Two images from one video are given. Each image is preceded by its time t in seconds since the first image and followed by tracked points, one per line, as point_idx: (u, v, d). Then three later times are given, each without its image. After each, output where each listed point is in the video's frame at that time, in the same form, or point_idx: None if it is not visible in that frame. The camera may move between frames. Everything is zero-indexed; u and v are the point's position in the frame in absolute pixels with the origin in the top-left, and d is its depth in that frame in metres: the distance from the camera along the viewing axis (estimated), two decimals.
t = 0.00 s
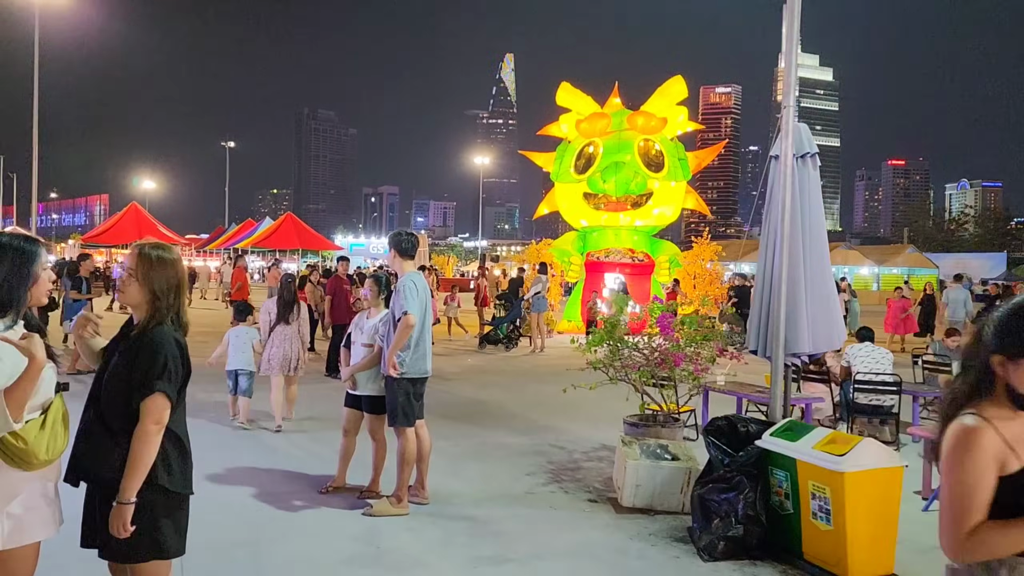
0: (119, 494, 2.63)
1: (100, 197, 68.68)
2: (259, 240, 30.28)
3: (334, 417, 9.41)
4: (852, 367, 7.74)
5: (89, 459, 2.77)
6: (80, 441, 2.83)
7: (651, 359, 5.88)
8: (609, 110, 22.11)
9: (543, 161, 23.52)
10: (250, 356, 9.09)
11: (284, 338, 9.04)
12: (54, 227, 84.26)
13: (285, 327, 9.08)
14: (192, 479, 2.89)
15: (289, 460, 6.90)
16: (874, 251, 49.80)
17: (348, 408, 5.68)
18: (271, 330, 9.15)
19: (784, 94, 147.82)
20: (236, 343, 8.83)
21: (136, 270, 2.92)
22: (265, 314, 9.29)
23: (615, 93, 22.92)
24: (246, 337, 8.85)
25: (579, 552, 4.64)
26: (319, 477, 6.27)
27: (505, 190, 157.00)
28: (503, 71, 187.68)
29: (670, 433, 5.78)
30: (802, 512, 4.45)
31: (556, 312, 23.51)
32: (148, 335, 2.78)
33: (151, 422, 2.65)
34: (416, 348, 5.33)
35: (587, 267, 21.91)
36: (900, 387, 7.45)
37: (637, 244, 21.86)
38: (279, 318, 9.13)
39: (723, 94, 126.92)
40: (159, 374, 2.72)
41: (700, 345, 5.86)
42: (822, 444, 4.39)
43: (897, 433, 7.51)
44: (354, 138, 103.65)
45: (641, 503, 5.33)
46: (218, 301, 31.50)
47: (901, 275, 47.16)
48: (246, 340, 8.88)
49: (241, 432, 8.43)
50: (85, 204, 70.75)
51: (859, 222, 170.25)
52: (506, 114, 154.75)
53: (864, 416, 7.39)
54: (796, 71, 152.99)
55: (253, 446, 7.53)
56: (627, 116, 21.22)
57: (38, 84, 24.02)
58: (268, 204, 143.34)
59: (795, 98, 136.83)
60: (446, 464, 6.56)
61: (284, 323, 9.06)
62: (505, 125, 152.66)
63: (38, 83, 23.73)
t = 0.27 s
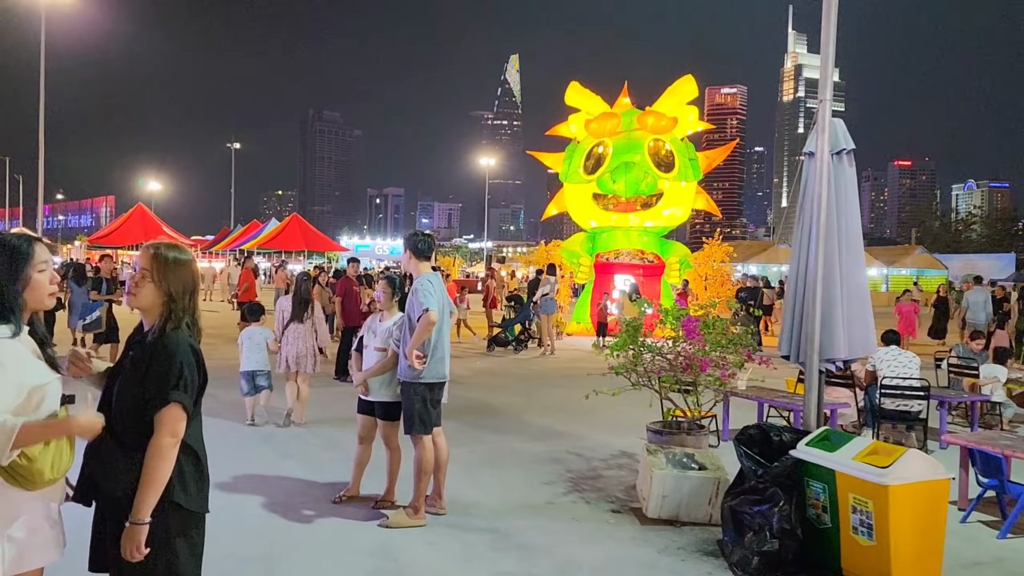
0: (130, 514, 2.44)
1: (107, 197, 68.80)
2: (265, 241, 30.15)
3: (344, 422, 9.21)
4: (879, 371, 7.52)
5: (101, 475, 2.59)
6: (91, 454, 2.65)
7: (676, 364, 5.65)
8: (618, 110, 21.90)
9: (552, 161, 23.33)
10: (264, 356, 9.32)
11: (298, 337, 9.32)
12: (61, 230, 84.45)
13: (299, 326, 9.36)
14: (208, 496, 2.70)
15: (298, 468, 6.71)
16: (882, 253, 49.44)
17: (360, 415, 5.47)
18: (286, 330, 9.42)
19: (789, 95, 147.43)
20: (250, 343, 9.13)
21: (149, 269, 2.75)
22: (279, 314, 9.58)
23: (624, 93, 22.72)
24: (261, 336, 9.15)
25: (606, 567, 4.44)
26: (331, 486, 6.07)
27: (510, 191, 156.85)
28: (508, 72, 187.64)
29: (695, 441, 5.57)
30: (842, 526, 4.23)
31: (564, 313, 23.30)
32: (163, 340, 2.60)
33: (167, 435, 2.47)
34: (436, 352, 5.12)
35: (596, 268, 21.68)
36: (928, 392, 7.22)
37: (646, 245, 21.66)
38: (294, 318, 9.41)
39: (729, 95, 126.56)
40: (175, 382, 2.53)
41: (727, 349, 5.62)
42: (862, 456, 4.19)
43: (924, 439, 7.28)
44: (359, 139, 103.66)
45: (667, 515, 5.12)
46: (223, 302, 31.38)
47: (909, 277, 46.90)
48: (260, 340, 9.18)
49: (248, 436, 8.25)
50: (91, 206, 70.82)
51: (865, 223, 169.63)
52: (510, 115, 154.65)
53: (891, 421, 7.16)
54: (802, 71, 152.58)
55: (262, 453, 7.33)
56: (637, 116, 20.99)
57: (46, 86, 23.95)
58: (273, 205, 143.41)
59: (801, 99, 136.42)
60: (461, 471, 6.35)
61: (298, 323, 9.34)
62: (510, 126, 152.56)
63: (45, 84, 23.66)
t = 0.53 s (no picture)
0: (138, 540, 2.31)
1: (111, 199, 68.75)
2: (269, 242, 29.96)
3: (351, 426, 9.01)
4: (903, 376, 7.28)
5: (101, 496, 2.44)
6: (90, 474, 2.49)
7: (695, 369, 5.44)
8: (626, 110, 21.69)
9: (559, 162, 23.12)
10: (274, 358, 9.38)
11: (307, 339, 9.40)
12: (66, 231, 84.45)
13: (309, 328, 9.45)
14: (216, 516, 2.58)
15: (304, 476, 6.51)
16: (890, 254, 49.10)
17: (369, 423, 5.28)
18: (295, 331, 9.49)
19: (794, 96, 146.97)
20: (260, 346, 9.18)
21: (154, 275, 2.60)
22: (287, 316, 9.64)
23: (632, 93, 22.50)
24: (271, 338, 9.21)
25: None
26: (338, 496, 5.87)
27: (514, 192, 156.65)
28: (512, 74, 187.57)
29: (717, 450, 5.37)
30: (876, 542, 4.03)
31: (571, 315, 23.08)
32: (169, 351, 2.46)
33: (174, 455, 2.34)
34: (448, 357, 4.94)
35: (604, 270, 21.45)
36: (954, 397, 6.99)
37: (654, 246, 21.44)
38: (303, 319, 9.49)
39: (734, 96, 126.20)
40: (182, 397, 2.40)
41: (748, 355, 5.41)
42: (898, 468, 3.99)
43: (949, 446, 7.06)
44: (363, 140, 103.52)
45: (689, 527, 4.91)
46: (227, 304, 31.19)
47: (917, 278, 46.57)
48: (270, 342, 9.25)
49: (253, 442, 8.05)
50: (95, 207, 70.75)
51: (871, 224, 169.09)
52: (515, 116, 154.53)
53: (915, 428, 6.93)
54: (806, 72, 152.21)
55: (267, 459, 7.13)
56: (646, 116, 20.78)
57: (50, 86, 23.81)
58: (277, 206, 143.36)
59: (806, 100, 136.01)
60: (473, 479, 6.15)
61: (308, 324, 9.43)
62: (514, 127, 152.37)
63: (49, 85, 23.51)
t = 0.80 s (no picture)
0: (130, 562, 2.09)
1: (114, 200, 68.70)
2: (272, 244, 29.76)
3: (354, 430, 8.78)
4: (925, 378, 7.03)
5: (85, 513, 2.21)
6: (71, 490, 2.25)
7: (713, 372, 5.20)
8: (633, 108, 21.47)
9: (564, 161, 22.89)
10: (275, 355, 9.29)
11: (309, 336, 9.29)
12: (70, 233, 84.48)
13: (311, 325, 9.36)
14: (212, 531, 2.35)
15: (305, 482, 6.29)
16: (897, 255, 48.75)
17: (372, 428, 5.05)
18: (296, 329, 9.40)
19: (799, 96, 146.56)
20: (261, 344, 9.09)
21: (142, 266, 2.36)
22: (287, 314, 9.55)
23: (638, 92, 22.26)
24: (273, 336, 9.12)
25: None
26: (340, 504, 5.64)
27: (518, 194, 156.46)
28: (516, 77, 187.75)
29: (735, 456, 5.13)
30: (910, 556, 3.76)
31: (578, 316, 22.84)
32: (160, 350, 2.24)
33: (168, 465, 2.13)
34: (455, 359, 4.70)
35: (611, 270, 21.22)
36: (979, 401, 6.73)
37: (662, 246, 21.20)
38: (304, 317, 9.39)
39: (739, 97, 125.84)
40: (176, 399, 2.18)
41: (769, 357, 5.18)
42: (936, 476, 3.73)
43: (974, 452, 6.81)
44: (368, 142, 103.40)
45: (708, 538, 4.67)
46: (230, 306, 30.99)
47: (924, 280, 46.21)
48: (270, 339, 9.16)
49: (253, 446, 7.82)
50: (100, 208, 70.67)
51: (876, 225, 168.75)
52: (519, 117, 154.45)
53: (938, 432, 6.70)
54: (811, 74, 152.69)
55: (266, 465, 6.90)
56: (653, 114, 20.53)
57: (51, 87, 23.67)
58: (281, 207, 143.39)
59: (811, 101, 135.70)
60: (480, 486, 5.92)
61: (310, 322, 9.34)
62: (518, 130, 152.14)
63: (50, 85, 23.37)
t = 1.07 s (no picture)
0: None
1: (119, 201, 68.77)
2: (275, 245, 29.58)
3: (356, 435, 8.54)
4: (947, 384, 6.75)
5: (66, 551, 1.96)
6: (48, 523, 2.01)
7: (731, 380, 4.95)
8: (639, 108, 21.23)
9: (570, 161, 22.66)
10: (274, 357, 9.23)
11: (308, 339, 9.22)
12: (75, 234, 84.65)
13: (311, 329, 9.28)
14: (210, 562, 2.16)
15: (304, 492, 6.05)
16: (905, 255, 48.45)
17: (373, 437, 4.80)
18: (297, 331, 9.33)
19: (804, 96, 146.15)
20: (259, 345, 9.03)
21: (123, 272, 2.11)
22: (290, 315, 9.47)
23: (644, 90, 22.03)
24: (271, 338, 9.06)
25: None
26: (339, 516, 5.40)
27: (522, 195, 156.23)
28: (520, 77, 187.69)
29: (755, 467, 4.87)
30: None
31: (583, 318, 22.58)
32: (153, 366, 2.01)
33: (170, 494, 1.92)
34: (460, 366, 4.46)
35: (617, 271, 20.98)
36: (1004, 409, 6.46)
37: (669, 247, 20.94)
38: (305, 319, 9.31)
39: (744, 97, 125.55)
40: (174, 421, 1.96)
41: (791, 364, 4.92)
42: (978, 495, 3.45)
43: (998, 461, 6.54)
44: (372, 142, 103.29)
45: (729, 555, 4.41)
46: (233, 307, 30.81)
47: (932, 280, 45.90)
48: (269, 340, 9.09)
49: (252, 452, 7.59)
50: (104, 210, 70.63)
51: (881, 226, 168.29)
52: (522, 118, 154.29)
53: (960, 439, 6.44)
54: (815, 74, 152.37)
55: (265, 474, 6.66)
56: (659, 113, 20.29)
57: (53, 88, 23.56)
58: (284, 208, 143.37)
59: (816, 101, 135.33)
60: (485, 498, 5.67)
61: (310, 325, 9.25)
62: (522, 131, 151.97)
63: (53, 85, 23.26)
